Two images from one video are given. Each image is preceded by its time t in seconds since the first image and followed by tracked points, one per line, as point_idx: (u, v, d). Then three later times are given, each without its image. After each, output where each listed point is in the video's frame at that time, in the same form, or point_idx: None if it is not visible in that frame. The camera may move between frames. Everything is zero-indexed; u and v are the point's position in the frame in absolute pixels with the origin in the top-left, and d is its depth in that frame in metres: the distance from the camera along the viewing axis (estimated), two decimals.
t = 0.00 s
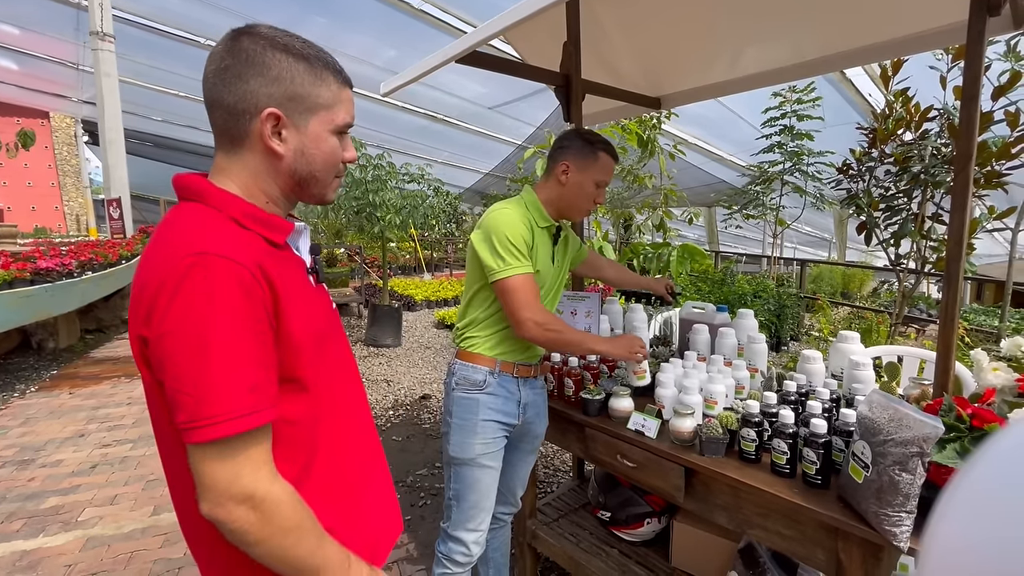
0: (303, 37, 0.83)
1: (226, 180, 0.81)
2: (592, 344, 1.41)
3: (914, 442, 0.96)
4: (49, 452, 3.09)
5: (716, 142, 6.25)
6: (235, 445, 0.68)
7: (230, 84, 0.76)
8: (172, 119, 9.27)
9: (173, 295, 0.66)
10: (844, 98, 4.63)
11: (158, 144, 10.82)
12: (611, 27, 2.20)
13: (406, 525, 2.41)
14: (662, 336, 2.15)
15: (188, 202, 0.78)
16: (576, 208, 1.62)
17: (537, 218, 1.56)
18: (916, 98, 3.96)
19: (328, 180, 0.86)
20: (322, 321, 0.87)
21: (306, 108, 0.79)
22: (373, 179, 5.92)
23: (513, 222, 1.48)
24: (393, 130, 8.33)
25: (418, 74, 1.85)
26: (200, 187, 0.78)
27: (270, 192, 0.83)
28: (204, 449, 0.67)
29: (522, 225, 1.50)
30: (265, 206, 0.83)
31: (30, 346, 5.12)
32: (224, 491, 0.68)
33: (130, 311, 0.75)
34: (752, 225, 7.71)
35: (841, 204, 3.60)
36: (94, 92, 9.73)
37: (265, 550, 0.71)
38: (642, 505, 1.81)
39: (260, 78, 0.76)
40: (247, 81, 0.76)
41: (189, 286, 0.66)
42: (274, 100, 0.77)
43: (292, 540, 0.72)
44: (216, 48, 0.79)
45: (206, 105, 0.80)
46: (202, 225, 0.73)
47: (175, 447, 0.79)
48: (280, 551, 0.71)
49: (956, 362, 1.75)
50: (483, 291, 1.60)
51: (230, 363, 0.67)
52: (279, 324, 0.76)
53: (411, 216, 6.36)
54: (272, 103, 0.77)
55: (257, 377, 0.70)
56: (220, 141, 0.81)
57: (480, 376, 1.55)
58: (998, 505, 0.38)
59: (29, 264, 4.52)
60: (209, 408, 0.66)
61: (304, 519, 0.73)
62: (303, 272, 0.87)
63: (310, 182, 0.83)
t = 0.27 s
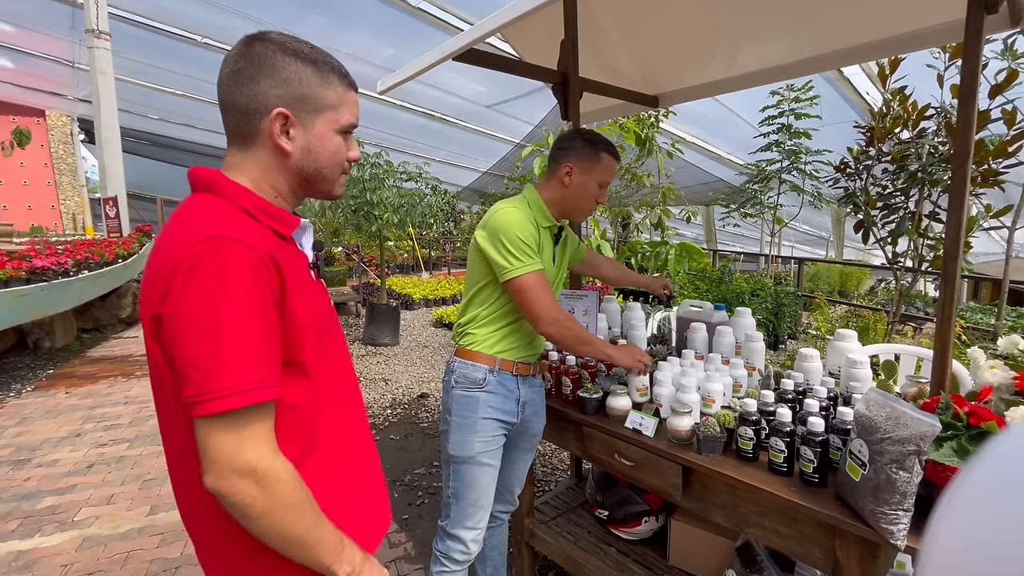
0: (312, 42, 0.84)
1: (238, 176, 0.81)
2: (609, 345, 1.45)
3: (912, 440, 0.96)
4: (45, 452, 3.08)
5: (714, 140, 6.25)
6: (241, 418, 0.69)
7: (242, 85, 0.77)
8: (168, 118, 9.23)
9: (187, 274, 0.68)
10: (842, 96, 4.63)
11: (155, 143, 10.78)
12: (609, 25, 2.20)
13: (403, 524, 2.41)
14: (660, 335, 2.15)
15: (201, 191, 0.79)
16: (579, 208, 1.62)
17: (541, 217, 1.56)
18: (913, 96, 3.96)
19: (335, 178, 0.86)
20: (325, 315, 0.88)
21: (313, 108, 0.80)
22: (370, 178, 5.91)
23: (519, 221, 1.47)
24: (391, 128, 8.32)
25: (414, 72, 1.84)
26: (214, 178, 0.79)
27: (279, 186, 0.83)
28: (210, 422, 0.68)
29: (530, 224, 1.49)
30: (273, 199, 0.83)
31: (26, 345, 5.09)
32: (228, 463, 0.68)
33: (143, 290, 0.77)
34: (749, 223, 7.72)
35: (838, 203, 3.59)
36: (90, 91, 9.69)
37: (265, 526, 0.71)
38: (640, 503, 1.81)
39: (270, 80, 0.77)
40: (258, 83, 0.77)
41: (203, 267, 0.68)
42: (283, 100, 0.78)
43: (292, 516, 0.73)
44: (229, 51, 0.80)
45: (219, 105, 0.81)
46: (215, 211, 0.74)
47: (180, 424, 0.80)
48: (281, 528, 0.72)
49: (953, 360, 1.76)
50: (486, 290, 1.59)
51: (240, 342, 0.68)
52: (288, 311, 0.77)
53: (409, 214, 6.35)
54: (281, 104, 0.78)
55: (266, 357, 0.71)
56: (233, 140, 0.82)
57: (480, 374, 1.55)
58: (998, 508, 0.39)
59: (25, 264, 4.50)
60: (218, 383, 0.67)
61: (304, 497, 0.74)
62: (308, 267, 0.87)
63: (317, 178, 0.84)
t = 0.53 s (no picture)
0: (314, 50, 0.86)
1: (244, 175, 0.84)
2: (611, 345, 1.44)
3: (908, 439, 0.96)
4: (41, 452, 3.07)
5: (712, 139, 6.26)
6: (239, 396, 0.72)
7: (246, 93, 0.80)
8: (165, 116, 9.20)
9: (194, 258, 0.72)
10: (839, 95, 4.64)
11: (151, 142, 10.74)
12: (606, 23, 2.20)
13: (401, 523, 2.41)
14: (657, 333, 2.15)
15: (208, 184, 0.83)
16: (580, 208, 1.63)
17: (543, 217, 1.56)
18: (910, 95, 3.97)
19: (335, 179, 0.89)
20: (321, 311, 0.91)
21: (313, 114, 0.82)
22: (368, 177, 5.90)
23: (522, 220, 1.47)
24: (389, 127, 8.31)
25: (411, 70, 1.84)
26: (220, 172, 0.82)
27: (282, 186, 0.85)
28: (210, 398, 0.71)
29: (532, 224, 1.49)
30: (276, 198, 0.85)
31: (21, 345, 5.07)
32: (225, 440, 0.71)
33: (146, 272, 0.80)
34: (747, 222, 7.73)
35: (836, 202, 3.59)
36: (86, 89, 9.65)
37: (255, 504, 0.74)
38: (637, 502, 1.81)
39: (274, 88, 0.80)
40: (261, 91, 0.80)
41: (209, 251, 0.72)
42: (285, 106, 0.81)
43: (282, 495, 0.75)
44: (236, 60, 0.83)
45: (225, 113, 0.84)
46: (221, 202, 0.78)
47: (177, 405, 0.82)
48: (270, 506, 0.75)
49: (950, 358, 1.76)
50: (487, 289, 1.59)
51: (243, 323, 0.72)
52: (286, 300, 0.81)
53: (407, 213, 6.34)
54: (283, 110, 0.81)
55: (266, 341, 0.75)
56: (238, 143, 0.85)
57: (479, 373, 1.54)
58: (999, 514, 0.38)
59: (21, 263, 4.48)
60: (219, 360, 0.70)
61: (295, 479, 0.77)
62: (306, 266, 0.90)
63: (317, 179, 0.86)
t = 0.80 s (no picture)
0: (308, 62, 0.88)
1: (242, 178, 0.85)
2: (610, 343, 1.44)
3: (903, 437, 0.97)
4: (38, 452, 3.06)
5: (710, 138, 6.27)
6: (228, 384, 0.72)
7: (242, 104, 0.82)
8: (161, 115, 9.17)
9: (189, 248, 0.72)
10: (836, 94, 4.65)
11: (148, 140, 10.70)
12: (603, 22, 2.19)
13: (398, 522, 2.41)
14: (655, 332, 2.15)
15: (207, 183, 0.83)
16: (578, 207, 1.62)
17: (540, 215, 1.56)
18: (906, 95, 3.98)
19: (330, 185, 0.89)
20: (314, 312, 0.91)
21: (306, 122, 0.83)
22: (365, 176, 5.89)
23: (520, 219, 1.47)
24: (387, 126, 8.30)
25: (408, 70, 1.84)
26: (219, 172, 0.83)
27: (277, 191, 0.86)
28: (199, 383, 0.71)
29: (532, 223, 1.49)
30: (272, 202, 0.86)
31: (17, 345, 5.05)
32: (213, 426, 0.71)
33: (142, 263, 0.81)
34: (744, 221, 7.74)
35: (833, 201, 3.60)
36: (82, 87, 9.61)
37: (241, 491, 0.74)
38: (634, 501, 1.82)
39: (268, 99, 0.82)
40: (257, 101, 0.82)
41: (204, 243, 0.72)
42: (278, 115, 0.82)
43: (269, 483, 0.75)
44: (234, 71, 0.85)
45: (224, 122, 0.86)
46: (219, 198, 0.79)
47: (169, 394, 0.82)
48: (257, 493, 0.75)
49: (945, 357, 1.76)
50: (486, 288, 1.58)
51: (235, 313, 0.72)
52: (277, 294, 0.81)
53: (405, 212, 6.33)
54: (277, 119, 0.82)
55: (257, 332, 0.75)
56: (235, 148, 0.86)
57: (478, 371, 1.54)
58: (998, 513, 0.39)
59: (16, 262, 4.46)
60: (209, 348, 0.70)
61: (282, 467, 0.77)
62: (299, 268, 0.90)
63: (312, 185, 0.87)
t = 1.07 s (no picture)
0: (290, 60, 0.87)
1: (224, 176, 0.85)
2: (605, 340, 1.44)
3: (897, 435, 0.97)
4: (32, 452, 3.05)
5: (706, 137, 6.27)
6: (226, 379, 0.72)
7: (220, 102, 0.82)
8: (157, 113, 9.12)
9: (181, 245, 0.72)
10: (832, 93, 4.66)
11: (143, 139, 10.65)
12: (599, 20, 2.19)
13: (395, 521, 2.40)
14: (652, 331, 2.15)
15: (192, 184, 0.83)
16: (570, 204, 1.60)
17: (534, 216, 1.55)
18: (902, 94, 3.99)
19: (311, 184, 0.88)
20: (307, 309, 0.91)
21: (285, 120, 0.83)
22: (362, 174, 5.87)
23: (512, 221, 1.47)
24: (383, 125, 8.28)
25: (404, 68, 1.83)
26: (203, 173, 0.83)
27: (259, 189, 0.86)
28: (198, 380, 0.71)
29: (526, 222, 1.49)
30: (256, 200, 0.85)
31: (12, 344, 5.02)
32: (216, 422, 0.71)
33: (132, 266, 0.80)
34: (741, 220, 7.75)
35: (829, 200, 3.61)
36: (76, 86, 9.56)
37: (246, 485, 0.74)
38: (631, 499, 1.82)
39: (245, 97, 0.81)
40: (235, 99, 0.81)
41: (194, 240, 0.72)
42: (256, 114, 0.81)
43: (272, 475, 0.75)
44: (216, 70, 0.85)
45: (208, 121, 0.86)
46: (206, 198, 0.79)
47: (165, 395, 0.82)
48: (262, 486, 0.75)
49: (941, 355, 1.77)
50: (481, 289, 1.58)
51: (229, 308, 0.72)
52: (271, 290, 0.81)
53: (401, 211, 6.32)
54: (254, 117, 0.81)
55: (254, 327, 0.75)
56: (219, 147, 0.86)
57: (476, 371, 1.54)
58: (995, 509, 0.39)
59: (10, 261, 4.44)
60: (206, 344, 0.70)
61: (285, 460, 0.77)
62: (290, 266, 0.90)
63: (292, 184, 0.86)
